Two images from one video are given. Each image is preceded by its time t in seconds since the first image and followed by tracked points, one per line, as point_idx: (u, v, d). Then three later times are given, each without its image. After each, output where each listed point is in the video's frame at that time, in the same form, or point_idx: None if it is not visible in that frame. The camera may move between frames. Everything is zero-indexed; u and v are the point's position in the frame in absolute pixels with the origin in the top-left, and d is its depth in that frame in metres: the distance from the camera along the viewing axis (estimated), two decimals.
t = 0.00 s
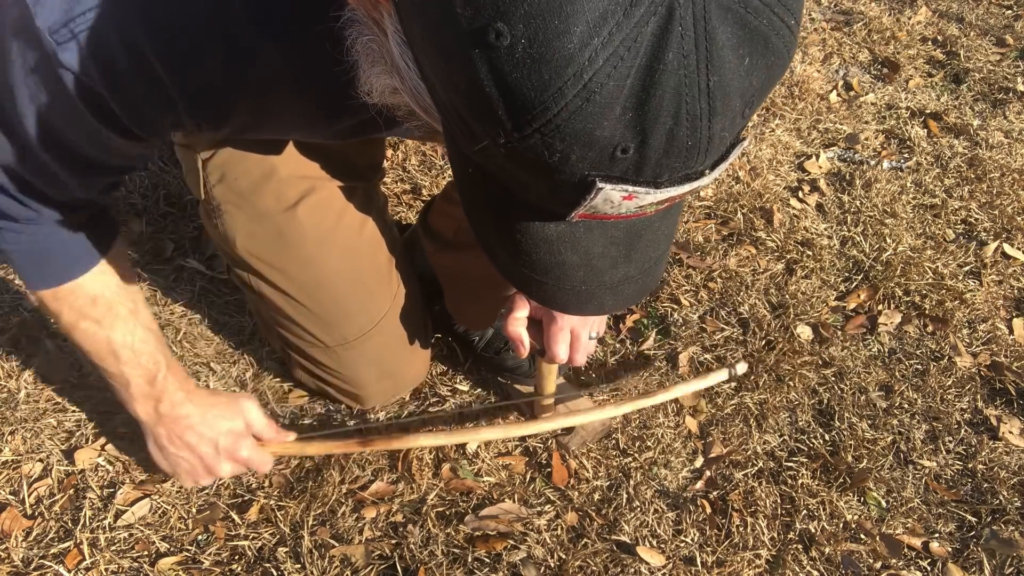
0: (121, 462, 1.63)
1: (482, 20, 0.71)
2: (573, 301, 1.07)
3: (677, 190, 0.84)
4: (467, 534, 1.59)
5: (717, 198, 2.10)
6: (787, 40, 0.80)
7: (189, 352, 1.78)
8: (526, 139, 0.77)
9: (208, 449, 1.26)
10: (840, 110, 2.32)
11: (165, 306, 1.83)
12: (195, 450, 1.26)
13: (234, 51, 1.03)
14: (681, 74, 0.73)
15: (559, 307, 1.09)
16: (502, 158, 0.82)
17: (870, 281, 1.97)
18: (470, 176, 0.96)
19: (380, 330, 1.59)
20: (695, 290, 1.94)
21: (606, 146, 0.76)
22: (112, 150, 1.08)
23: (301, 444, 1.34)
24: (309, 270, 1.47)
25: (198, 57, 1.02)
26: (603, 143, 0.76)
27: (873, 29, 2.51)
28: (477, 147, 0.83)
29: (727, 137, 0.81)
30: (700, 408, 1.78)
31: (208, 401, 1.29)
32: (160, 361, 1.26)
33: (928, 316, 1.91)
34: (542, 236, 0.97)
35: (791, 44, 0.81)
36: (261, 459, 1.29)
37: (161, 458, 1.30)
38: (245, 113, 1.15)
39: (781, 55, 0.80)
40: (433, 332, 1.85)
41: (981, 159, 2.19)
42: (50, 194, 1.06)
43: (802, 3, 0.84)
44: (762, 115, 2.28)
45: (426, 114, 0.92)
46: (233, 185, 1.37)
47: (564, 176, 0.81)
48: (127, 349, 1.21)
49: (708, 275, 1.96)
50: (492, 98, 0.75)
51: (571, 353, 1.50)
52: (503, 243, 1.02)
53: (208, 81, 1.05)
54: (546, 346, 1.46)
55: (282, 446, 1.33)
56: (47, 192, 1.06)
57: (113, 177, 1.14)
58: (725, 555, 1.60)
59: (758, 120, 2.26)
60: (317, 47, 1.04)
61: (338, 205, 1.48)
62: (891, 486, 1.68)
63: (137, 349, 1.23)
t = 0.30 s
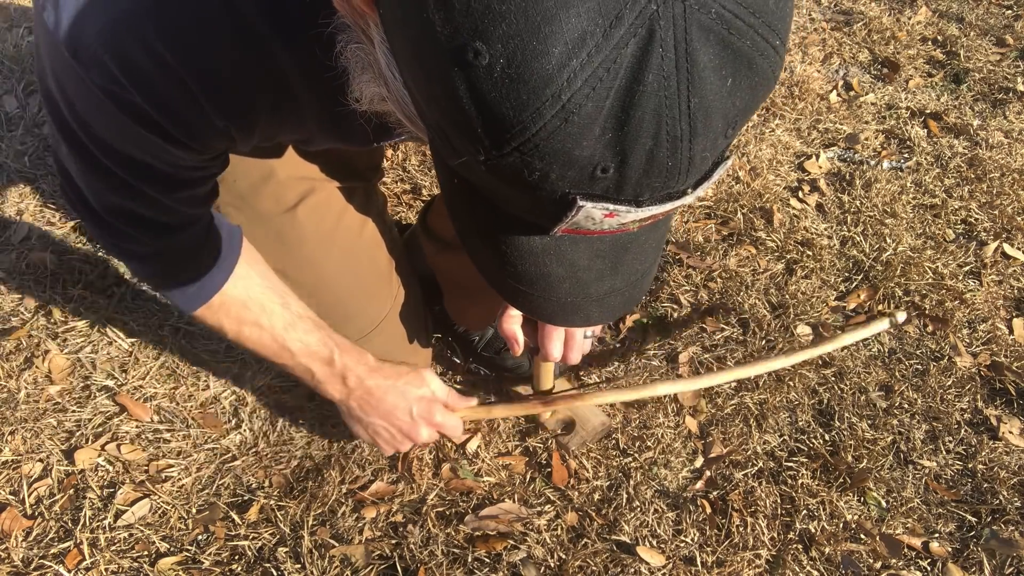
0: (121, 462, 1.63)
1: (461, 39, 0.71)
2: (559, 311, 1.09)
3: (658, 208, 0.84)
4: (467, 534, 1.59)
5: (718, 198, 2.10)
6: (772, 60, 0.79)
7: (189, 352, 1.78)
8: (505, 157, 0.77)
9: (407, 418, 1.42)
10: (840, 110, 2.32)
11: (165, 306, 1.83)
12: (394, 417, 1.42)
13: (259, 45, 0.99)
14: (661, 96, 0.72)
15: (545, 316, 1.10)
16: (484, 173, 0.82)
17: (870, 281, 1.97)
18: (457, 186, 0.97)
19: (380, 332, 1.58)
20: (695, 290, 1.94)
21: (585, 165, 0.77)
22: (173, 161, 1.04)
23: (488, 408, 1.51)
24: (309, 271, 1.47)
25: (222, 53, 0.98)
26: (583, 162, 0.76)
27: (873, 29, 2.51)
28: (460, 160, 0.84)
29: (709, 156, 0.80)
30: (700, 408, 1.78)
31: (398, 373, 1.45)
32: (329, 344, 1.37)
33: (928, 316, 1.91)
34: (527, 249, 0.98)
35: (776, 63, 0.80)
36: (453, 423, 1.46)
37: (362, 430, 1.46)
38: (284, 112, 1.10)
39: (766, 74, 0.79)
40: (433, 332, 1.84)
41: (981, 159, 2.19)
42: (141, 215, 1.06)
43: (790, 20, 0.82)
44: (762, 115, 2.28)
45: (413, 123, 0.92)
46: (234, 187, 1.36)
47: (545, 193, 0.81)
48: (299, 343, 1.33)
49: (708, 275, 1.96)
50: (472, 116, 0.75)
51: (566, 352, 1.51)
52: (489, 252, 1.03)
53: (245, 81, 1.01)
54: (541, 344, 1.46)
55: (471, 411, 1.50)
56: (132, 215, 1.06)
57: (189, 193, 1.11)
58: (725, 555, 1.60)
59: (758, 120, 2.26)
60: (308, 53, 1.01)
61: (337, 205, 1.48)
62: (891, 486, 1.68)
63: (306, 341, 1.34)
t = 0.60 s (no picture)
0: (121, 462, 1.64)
1: (493, 43, 0.71)
2: (575, 309, 1.08)
3: (681, 206, 0.84)
4: (467, 534, 1.59)
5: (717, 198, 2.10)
6: (793, 61, 0.79)
7: (189, 352, 1.78)
8: (534, 157, 0.77)
9: (92, 451, 1.26)
10: (840, 110, 2.32)
11: (165, 306, 1.83)
12: (79, 452, 1.25)
13: (224, 49, 1.06)
14: (689, 97, 0.72)
15: (562, 314, 1.10)
16: (510, 174, 0.82)
17: (870, 281, 1.97)
18: (477, 187, 0.97)
19: (380, 330, 1.59)
20: (695, 290, 1.94)
21: (612, 165, 0.76)
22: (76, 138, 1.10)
23: (191, 450, 1.36)
24: (308, 270, 1.47)
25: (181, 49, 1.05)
26: (610, 163, 0.76)
27: (873, 29, 2.51)
28: (485, 160, 0.83)
29: (732, 155, 0.81)
30: (700, 408, 1.78)
31: (96, 399, 1.29)
32: (51, 353, 1.24)
33: (928, 316, 1.91)
34: (546, 246, 0.98)
35: (796, 64, 0.81)
36: (146, 464, 1.32)
37: (39, 453, 1.29)
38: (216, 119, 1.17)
39: (787, 74, 0.79)
40: (433, 332, 1.85)
41: (981, 159, 2.19)
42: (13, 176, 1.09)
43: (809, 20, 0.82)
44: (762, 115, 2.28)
45: (432, 123, 0.93)
46: (233, 186, 1.38)
47: (570, 193, 0.81)
48: (14, 326, 1.18)
49: (708, 275, 1.96)
50: (501, 117, 0.75)
51: (574, 351, 1.50)
52: (506, 249, 1.03)
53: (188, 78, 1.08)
54: (549, 345, 1.45)
55: (172, 451, 1.35)
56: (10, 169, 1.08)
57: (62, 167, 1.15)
58: (725, 555, 1.60)
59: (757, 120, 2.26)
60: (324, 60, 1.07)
61: (337, 204, 1.48)
62: (891, 486, 1.68)
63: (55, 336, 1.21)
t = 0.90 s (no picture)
0: (121, 462, 1.64)
1: (470, 49, 0.71)
2: (561, 312, 1.09)
3: (662, 214, 0.84)
4: (467, 534, 1.59)
5: (717, 198, 2.10)
6: (776, 70, 0.79)
7: (189, 352, 1.78)
8: (513, 164, 0.77)
9: (441, 415, 1.34)
10: (840, 110, 2.32)
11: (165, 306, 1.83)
12: (428, 416, 1.34)
13: (260, 46, 0.99)
14: (667, 106, 0.72)
15: (548, 317, 1.10)
16: (492, 179, 0.82)
17: (870, 281, 1.97)
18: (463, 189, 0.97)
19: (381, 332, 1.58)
20: (695, 290, 1.94)
21: (592, 173, 0.77)
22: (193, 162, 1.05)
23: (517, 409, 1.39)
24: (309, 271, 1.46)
25: (221, 56, 0.98)
26: (590, 170, 0.76)
27: (873, 29, 2.51)
28: (467, 165, 0.83)
29: (714, 164, 0.80)
30: (700, 408, 1.78)
31: (431, 371, 1.37)
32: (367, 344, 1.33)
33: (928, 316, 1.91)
34: (531, 251, 0.98)
35: (779, 73, 0.80)
36: (485, 423, 1.37)
37: (393, 433, 1.38)
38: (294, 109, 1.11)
39: (769, 83, 0.79)
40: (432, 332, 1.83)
41: (981, 159, 2.19)
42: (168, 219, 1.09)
43: (793, 29, 0.82)
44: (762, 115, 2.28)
45: (416, 126, 0.92)
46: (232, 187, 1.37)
47: (551, 200, 0.81)
48: (337, 345, 1.29)
49: (708, 275, 1.96)
50: (480, 124, 0.75)
51: (573, 352, 1.51)
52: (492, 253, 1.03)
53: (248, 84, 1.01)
54: (548, 346, 1.45)
55: (500, 411, 1.38)
56: (172, 209, 1.07)
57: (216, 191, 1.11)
58: (725, 555, 1.60)
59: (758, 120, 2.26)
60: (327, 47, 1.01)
61: (336, 205, 1.49)
62: (891, 486, 1.68)
63: (343, 343, 1.30)
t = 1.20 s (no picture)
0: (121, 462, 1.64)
1: (470, 41, 0.71)
2: (560, 310, 1.09)
3: (661, 208, 0.84)
4: (467, 534, 1.59)
5: (718, 197, 2.10)
6: (775, 64, 0.79)
7: (189, 352, 1.78)
8: (512, 158, 0.78)
9: (160, 447, 1.24)
10: (840, 110, 2.32)
11: (165, 306, 1.83)
12: (148, 447, 1.24)
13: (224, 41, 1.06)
14: (666, 99, 0.72)
15: (547, 315, 1.10)
16: (489, 173, 0.83)
17: (870, 281, 1.97)
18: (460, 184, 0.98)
19: (381, 330, 1.59)
20: (695, 290, 1.94)
21: (590, 167, 0.77)
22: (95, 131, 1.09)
23: (255, 443, 1.29)
24: (310, 270, 1.47)
25: (181, 44, 1.04)
26: (588, 164, 0.76)
27: (873, 29, 2.51)
28: (465, 160, 0.84)
29: (712, 159, 0.80)
30: (700, 408, 1.78)
31: (157, 396, 1.27)
32: (109, 353, 1.26)
33: (928, 316, 1.91)
34: (529, 247, 0.98)
35: (778, 67, 0.80)
36: (214, 458, 1.27)
37: (110, 451, 1.29)
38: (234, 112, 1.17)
39: (768, 77, 0.79)
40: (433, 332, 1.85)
41: (981, 159, 2.19)
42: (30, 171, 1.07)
43: (791, 24, 0.82)
44: (762, 115, 2.28)
45: (415, 120, 0.93)
46: (233, 186, 1.38)
47: (550, 195, 0.81)
48: (75, 334, 1.21)
49: (708, 275, 1.96)
50: (478, 116, 0.76)
51: (576, 351, 1.50)
52: (489, 249, 1.03)
53: (187, 74, 1.08)
54: (552, 346, 1.45)
55: (236, 445, 1.29)
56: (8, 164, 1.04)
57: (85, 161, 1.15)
58: (725, 555, 1.60)
59: (758, 120, 2.26)
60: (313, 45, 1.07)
61: (337, 205, 1.48)
62: (891, 486, 1.68)
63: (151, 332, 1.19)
